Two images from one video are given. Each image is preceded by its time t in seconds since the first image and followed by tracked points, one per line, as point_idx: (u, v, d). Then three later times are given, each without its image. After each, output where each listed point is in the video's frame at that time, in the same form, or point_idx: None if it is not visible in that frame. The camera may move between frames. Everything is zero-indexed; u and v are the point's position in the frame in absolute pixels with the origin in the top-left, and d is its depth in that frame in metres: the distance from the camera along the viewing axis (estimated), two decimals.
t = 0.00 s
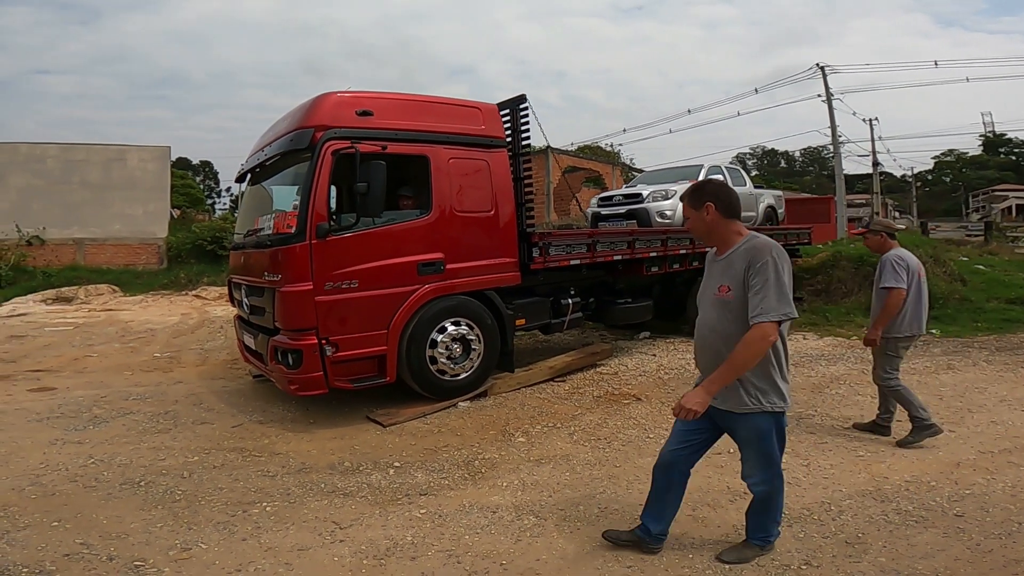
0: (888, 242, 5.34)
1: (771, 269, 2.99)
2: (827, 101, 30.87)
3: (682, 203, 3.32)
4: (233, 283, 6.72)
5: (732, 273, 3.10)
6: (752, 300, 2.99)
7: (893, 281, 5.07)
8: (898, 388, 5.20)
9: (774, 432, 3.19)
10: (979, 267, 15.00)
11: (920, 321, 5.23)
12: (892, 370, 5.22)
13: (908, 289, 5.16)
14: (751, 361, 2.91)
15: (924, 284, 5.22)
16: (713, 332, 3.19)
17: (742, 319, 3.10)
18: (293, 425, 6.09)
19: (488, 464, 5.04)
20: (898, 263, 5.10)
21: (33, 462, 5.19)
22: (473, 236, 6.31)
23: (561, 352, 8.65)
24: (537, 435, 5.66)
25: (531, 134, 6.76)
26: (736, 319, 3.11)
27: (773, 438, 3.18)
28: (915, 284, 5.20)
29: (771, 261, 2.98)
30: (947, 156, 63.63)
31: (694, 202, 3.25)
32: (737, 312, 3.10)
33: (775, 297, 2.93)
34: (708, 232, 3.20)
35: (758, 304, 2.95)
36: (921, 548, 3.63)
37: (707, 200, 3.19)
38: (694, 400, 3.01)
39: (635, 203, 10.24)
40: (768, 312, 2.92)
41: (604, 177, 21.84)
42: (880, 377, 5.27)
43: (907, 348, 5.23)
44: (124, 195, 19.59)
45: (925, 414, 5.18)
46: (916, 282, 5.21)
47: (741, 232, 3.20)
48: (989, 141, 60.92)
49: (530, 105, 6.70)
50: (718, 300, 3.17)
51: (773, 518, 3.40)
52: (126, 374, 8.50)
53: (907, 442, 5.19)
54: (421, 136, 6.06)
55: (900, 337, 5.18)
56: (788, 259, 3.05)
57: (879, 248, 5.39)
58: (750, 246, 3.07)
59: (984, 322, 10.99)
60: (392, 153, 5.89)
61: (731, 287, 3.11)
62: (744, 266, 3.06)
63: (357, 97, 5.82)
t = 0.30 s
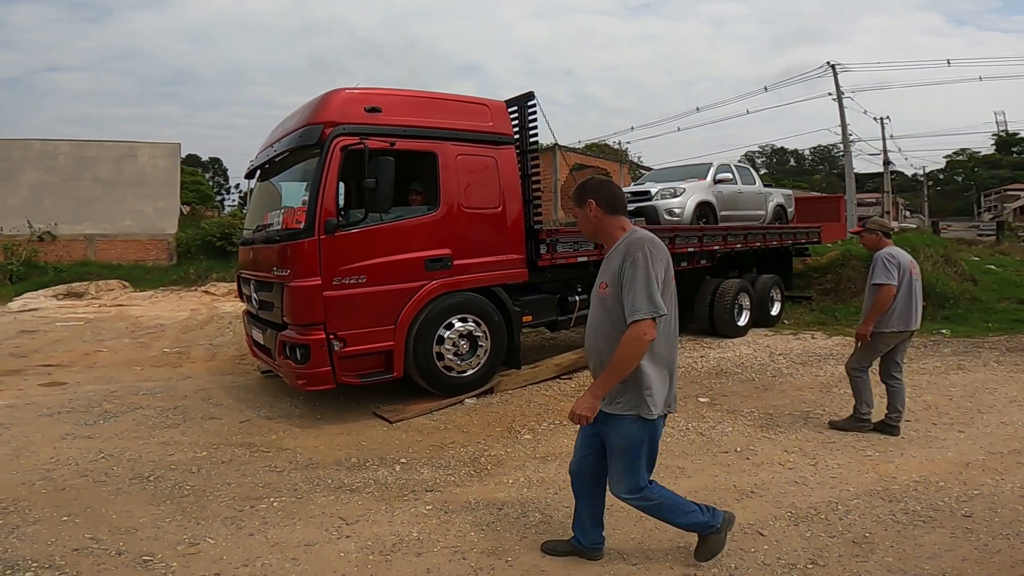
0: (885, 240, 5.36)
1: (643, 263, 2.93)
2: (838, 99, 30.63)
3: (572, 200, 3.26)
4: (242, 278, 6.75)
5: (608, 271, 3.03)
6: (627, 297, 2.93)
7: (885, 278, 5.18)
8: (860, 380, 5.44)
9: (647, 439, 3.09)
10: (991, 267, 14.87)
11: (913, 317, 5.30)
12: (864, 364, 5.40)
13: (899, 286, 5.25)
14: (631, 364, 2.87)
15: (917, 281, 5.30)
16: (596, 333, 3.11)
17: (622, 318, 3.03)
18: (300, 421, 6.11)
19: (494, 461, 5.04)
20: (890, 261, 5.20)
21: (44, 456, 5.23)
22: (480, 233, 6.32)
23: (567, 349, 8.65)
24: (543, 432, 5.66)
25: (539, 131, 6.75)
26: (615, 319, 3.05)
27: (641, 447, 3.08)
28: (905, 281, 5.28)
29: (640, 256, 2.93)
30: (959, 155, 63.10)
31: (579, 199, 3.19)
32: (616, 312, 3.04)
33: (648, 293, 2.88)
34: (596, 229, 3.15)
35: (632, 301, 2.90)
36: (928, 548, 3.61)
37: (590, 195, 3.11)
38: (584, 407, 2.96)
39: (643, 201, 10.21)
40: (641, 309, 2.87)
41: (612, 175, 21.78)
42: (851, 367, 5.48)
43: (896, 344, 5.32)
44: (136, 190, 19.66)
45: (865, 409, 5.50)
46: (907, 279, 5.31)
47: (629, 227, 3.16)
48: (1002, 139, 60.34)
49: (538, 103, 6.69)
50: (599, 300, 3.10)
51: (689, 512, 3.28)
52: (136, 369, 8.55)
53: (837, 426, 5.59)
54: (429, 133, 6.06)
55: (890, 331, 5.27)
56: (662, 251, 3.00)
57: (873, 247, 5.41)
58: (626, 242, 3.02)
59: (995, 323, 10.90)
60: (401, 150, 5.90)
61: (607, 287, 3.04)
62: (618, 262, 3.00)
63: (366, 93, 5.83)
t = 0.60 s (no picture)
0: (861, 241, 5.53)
1: (539, 258, 2.89)
2: (844, 96, 30.49)
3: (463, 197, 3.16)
4: (248, 274, 6.77)
5: (505, 269, 2.97)
6: (532, 296, 2.87)
7: (859, 278, 5.32)
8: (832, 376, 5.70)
9: (494, 435, 3.01)
10: (998, 265, 14.79)
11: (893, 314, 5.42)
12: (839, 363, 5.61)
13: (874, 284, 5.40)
14: (561, 363, 2.81)
15: (894, 279, 5.42)
16: (502, 334, 3.04)
17: (523, 315, 2.99)
18: (305, 417, 6.13)
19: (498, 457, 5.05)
20: (863, 262, 5.36)
21: (51, 451, 5.26)
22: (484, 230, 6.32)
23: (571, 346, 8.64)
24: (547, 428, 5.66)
25: (544, 128, 6.74)
26: (520, 318, 3.00)
27: (486, 441, 3.03)
28: (881, 279, 5.42)
29: (537, 251, 2.89)
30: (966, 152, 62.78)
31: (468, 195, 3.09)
32: (517, 309, 2.98)
33: (553, 288, 2.84)
34: (492, 226, 3.04)
35: (540, 300, 2.83)
36: (933, 545, 3.60)
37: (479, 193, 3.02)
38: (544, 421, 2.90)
39: (648, 197, 10.19)
40: (551, 307, 2.81)
41: (617, 172, 21.75)
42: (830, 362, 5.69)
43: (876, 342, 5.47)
44: (142, 187, 19.74)
45: (820, 399, 5.84)
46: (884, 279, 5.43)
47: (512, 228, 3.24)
48: (1010, 137, 59.97)
49: (543, 99, 6.68)
50: (501, 301, 3.02)
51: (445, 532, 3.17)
52: (142, 365, 8.59)
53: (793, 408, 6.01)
54: (434, 129, 6.06)
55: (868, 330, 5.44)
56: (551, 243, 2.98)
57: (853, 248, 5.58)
58: (519, 237, 2.96)
59: (1001, 321, 10.86)
60: (406, 146, 5.91)
61: (504, 284, 2.98)
62: (512, 260, 2.93)
63: (371, 90, 5.83)
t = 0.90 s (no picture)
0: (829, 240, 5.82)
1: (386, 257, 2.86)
2: (847, 95, 30.43)
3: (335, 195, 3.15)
4: (251, 275, 6.78)
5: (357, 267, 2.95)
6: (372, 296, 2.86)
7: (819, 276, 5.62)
8: (821, 371, 5.81)
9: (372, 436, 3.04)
10: (1001, 265, 14.76)
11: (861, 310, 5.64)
12: (823, 356, 5.76)
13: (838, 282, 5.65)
14: (391, 366, 2.80)
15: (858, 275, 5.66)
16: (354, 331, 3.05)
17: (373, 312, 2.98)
18: (308, 417, 6.14)
19: (501, 458, 5.05)
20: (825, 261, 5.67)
21: (56, 452, 5.28)
22: (487, 230, 6.33)
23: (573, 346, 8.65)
24: (550, 429, 5.67)
25: (546, 129, 6.75)
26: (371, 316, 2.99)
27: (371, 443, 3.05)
28: (847, 276, 5.64)
29: (381, 251, 2.85)
30: (969, 151, 62.66)
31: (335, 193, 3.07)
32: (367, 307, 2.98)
33: (388, 290, 2.81)
34: (359, 220, 3.00)
35: (377, 302, 2.82)
36: (937, 546, 3.60)
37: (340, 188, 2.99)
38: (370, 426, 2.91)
39: (650, 198, 10.19)
40: (385, 309, 2.79)
41: (619, 172, 21.74)
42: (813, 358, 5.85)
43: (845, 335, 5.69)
44: (145, 188, 19.76)
45: (818, 398, 5.86)
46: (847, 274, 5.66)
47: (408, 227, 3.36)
48: (1013, 136, 59.83)
49: (545, 100, 6.69)
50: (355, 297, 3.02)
51: (397, 535, 3.26)
52: (146, 366, 8.61)
53: (794, 409, 6.02)
54: (436, 130, 6.06)
55: (835, 324, 5.65)
56: (406, 239, 2.94)
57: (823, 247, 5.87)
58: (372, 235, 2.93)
59: (1005, 320, 10.84)
60: (408, 148, 5.91)
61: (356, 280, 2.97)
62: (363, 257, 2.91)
63: (373, 91, 5.84)
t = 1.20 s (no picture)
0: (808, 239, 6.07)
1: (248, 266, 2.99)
2: (845, 95, 30.44)
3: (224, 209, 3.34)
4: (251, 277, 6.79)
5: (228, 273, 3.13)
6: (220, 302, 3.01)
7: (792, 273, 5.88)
8: (817, 367, 5.90)
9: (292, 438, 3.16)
10: (1001, 264, 14.76)
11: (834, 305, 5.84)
12: (815, 351, 5.90)
13: (810, 279, 5.88)
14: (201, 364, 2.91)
15: (833, 271, 5.85)
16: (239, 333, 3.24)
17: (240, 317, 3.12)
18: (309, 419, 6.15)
19: (501, 458, 5.06)
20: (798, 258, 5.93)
21: (58, 455, 5.29)
22: (486, 232, 6.34)
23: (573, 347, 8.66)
24: (550, 429, 5.67)
25: (545, 130, 6.76)
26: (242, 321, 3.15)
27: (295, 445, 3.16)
28: (820, 272, 5.85)
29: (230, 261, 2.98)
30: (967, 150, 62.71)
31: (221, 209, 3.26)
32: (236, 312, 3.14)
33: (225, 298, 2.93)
34: (241, 232, 3.20)
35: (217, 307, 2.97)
36: (937, 544, 3.61)
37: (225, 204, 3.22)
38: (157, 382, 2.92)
39: (649, 198, 10.21)
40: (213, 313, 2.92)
41: (618, 173, 21.73)
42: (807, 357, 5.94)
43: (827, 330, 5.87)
44: (145, 190, 19.79)
45: (819, 396, 5.89)
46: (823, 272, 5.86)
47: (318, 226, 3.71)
48: (1011, 135, 59.88)
49: (543, 101, 6.70)
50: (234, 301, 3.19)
51: (379, 528, 3.29)
52: (147, 368, 8.62)
53: (796, 409, 6.02)
54: (436, 132, 6.07)
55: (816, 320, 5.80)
56: (275, 253, 3.07)
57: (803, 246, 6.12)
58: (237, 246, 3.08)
59: (1004, 319, 10.85)
60: (408, 149, 5.92)
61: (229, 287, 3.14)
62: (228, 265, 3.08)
63: (373, 93, 5.84)
